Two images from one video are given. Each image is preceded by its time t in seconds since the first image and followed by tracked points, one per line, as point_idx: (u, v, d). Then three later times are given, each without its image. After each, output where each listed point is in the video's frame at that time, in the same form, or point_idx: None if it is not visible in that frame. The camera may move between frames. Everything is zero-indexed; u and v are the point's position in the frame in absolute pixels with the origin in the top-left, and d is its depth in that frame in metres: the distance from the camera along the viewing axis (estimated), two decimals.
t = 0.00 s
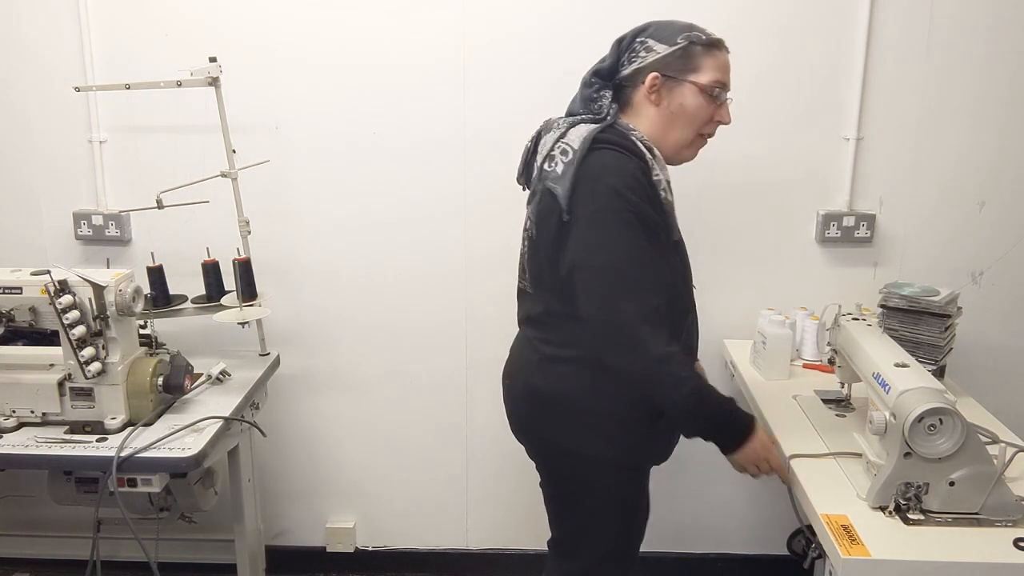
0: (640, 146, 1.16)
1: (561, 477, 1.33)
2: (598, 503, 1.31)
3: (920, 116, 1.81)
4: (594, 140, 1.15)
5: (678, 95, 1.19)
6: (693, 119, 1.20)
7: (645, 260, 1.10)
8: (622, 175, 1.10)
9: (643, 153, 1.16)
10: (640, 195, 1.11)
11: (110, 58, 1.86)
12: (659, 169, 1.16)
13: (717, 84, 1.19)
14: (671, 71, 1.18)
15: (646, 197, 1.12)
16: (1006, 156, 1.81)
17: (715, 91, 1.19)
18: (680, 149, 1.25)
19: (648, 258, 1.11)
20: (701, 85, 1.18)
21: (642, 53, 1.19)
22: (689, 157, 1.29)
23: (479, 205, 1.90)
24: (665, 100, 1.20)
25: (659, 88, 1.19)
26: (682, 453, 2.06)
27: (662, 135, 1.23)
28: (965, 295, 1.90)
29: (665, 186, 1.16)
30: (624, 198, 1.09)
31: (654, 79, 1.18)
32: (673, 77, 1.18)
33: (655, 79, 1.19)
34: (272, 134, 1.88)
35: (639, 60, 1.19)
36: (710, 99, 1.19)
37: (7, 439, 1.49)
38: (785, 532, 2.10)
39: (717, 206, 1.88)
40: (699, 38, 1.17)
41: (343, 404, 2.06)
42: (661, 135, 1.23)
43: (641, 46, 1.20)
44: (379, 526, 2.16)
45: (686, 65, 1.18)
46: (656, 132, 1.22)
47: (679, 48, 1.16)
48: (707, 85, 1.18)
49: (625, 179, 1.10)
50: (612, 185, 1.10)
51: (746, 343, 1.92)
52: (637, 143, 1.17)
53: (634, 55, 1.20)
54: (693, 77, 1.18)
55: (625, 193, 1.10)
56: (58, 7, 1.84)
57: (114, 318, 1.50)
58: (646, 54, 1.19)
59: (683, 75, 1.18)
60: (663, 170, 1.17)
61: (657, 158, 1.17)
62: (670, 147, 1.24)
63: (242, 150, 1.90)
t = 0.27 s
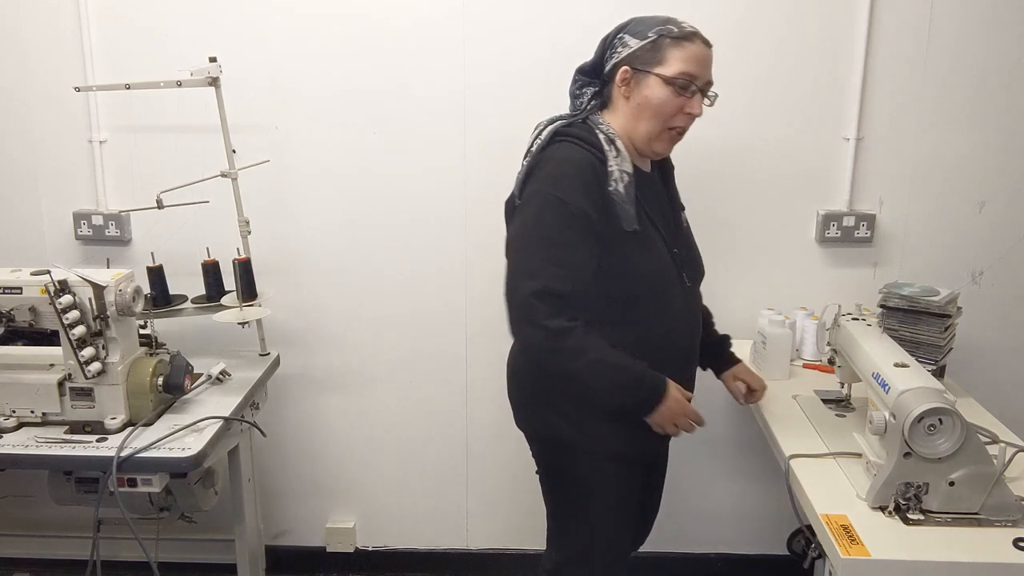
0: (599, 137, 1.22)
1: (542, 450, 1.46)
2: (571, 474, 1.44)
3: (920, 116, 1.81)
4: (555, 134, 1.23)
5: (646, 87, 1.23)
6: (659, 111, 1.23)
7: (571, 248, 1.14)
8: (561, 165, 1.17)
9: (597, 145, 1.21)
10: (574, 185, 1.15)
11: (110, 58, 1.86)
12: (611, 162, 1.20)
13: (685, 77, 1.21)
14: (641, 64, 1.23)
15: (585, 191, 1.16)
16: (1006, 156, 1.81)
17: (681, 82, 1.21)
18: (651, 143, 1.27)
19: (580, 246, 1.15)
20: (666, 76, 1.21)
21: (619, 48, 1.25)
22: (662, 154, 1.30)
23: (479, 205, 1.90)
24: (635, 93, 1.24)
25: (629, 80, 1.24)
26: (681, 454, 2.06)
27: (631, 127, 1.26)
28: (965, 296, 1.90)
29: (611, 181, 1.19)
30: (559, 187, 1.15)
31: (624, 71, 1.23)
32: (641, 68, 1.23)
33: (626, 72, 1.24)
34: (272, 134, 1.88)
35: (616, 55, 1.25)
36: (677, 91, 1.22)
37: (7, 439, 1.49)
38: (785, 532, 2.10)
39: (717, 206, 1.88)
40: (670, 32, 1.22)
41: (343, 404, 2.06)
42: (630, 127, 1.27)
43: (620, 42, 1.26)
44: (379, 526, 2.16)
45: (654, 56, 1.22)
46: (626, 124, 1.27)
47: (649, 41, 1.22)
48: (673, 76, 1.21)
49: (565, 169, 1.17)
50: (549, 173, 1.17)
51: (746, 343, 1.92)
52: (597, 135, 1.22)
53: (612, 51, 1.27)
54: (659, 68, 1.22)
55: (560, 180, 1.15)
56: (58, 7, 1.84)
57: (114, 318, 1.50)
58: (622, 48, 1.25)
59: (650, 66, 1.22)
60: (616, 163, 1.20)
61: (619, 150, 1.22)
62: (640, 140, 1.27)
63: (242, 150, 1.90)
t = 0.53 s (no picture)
0: (572, 133, 1.36)
1: (545, 438, 1.53)
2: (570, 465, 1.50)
3: (920, 116, 1.81)
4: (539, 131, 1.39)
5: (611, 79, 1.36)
6: (619, 96, 1.33)
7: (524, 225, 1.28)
8: (529, 156, 1.34)
9: (567, 140, 1.35)
10: (531, 173, 1.31)
11: (110, 57, 1.86)
12: (575, 154, 1.34)
13: (642, 63, 1.32)
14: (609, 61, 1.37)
15: (543, 177, 1.31)
16: (1006, 156, 1.81)
17: (635, 69, 1.32)
18: (620, 131, 1.35)
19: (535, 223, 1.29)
20: (625, 66, 1.33)
21: (597, 52, 1.41)
22: (637, 142, 1.36)
23: (479, 205, 1.90)
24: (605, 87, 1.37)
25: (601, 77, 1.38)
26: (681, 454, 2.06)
27: (603, 118, 1.37)
28: (966, 295, 1.90)
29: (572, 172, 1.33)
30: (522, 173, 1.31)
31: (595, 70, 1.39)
32: (607, 63, 1.37)
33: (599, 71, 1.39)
34: (272, 134, 1.88)
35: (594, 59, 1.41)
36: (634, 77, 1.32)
37: (7, 439, 1.49)
38: (786, 532, 2.10)
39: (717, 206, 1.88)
40: (630, 28, 1.35)
41: (343, 404, 2.06)
42: (602, 119, 1.37)
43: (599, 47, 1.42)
44: (379, 526, 2.16)
45: (616, 51, 1.35)
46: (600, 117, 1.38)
47: (612, 39, 1.36)
48: (631, 65, 1.32)
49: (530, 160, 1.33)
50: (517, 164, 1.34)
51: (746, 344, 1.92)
52: (570, 132, 1.36)
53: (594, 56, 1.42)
54: (617, 61, 1.34)
55: (523, 168, 1.32)
56: (58, 7, 1.84)
57: (114, 318, 1.50)
58: (597, 49, 1.41)
59: (612, 60, 1.36)
60: (579, 155, 1.33)
61: (587, 143, 1.35)
62: (609, 128, 1.36)
63: (242, 150, 1.90)
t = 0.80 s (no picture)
0: (564, 133, 1.42)
1: (543, 432, 1.54)
2: (569, 460, 1.51)
3: (920, 116, 1.81)
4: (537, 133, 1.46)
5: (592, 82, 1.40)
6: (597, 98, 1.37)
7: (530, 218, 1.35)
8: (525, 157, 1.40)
9: (559, 140, 1.42)
10: (530, 171, 1.37)
11: (110, 58, 1.86)
12: (565, 152, 1.39)
13: (617, 65, 1.35)
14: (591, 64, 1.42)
15: (542, 174, 1.37)
16: (1005, 156, 1.81)
17: (611, 70, 1.36)
18: (603, 130, 1.39)
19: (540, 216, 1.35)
20: (602, 68, 1.37)
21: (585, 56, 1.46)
22: (620, 140, 1.39)
23: (479, 205, 1.90)
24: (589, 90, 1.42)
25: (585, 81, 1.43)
26: (680, 454, 2.06)
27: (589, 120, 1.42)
28: (965, 295, 1.90)
29: (565, 166, 1.38)
30: (521, 172, 1.38)
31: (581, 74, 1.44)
32: (588, 67, 1.41)
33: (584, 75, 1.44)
34: (272, 134, 1.88)
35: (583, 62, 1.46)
36: (610, 78, 1.36)
37: (7, 439, 1.49)
38: (785, 531, 2.10)
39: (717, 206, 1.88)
40: (608, 32, 1.39)
41: (343, 404, 2.06)
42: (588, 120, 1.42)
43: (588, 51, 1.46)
44: (379, 526, 2.16)
45: (597, 54, 1.40)
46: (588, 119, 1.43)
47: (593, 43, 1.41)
48: (607, 67, 1.36)
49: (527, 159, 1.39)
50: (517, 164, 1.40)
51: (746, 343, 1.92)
52: (562, 132, 1.43)
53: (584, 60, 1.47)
54: (597, 63, 1.39)
55: (521, 167, 1.39)
56: (58, 7, 1.84)
57: (114, 318, 1.50)
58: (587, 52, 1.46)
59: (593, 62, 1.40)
60: (569, 154, 1.38)
61: (576, 142, 1.40)
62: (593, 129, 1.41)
63: (241, 150, 1.90)
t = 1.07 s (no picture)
0: (559, 131, 1.43)
1: (543, 430, 1.54)
2: (568, 457, 1.51)
3: (919, 116, 1.81)
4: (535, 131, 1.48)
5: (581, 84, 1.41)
6: (585, 102, 1.38)
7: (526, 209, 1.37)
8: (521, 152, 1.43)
9: (554, 137, 1.43)
10: (525, 165, 1.40)
11: (109, 58, 1.86)
12: (560, 148, 1.40)
13: (603, 68, 1.35)
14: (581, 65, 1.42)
15: (538, 167, 1.40)
16: (1005, 155, 1.81)
17: (598, 74, 1.36)
18: (593, 133, 1.40)
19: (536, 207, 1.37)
20: (590, 71, 1.37)
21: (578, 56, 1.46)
22: (611, 140, 1.40)
23: (479, 205, 1.90)
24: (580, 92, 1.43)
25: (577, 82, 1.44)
26: (679, 453, 2.06)
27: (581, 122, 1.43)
28: (965, 295, 1.90)
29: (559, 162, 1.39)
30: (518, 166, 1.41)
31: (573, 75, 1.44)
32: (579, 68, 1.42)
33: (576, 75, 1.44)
34: (272, 134, 1.88)
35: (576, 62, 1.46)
36: (596, 82, 1.36)
37: (7, 439, 1.49)
38: (785, 531, 2.10)
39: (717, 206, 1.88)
40: (597, 33, 1.38)
41: (343, 404, 2.06)
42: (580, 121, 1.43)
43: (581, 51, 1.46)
44: (379, 526, 2.16)
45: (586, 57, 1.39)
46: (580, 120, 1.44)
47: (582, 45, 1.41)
48: (593, 71, 1.36)
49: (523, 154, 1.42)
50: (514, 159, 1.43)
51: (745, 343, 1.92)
52: (557, 130, 1.44)
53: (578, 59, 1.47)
54: (585, 66, 1.39)
55: (517, 162, 1.41)
56: (58, 7, 1.84)
57: (114, 318, 1.50)
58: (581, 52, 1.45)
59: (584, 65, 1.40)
60: (564, 150, 1.40)
61: (570, 140, 1.41)
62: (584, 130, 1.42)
63: (241, 150, 1.90)
